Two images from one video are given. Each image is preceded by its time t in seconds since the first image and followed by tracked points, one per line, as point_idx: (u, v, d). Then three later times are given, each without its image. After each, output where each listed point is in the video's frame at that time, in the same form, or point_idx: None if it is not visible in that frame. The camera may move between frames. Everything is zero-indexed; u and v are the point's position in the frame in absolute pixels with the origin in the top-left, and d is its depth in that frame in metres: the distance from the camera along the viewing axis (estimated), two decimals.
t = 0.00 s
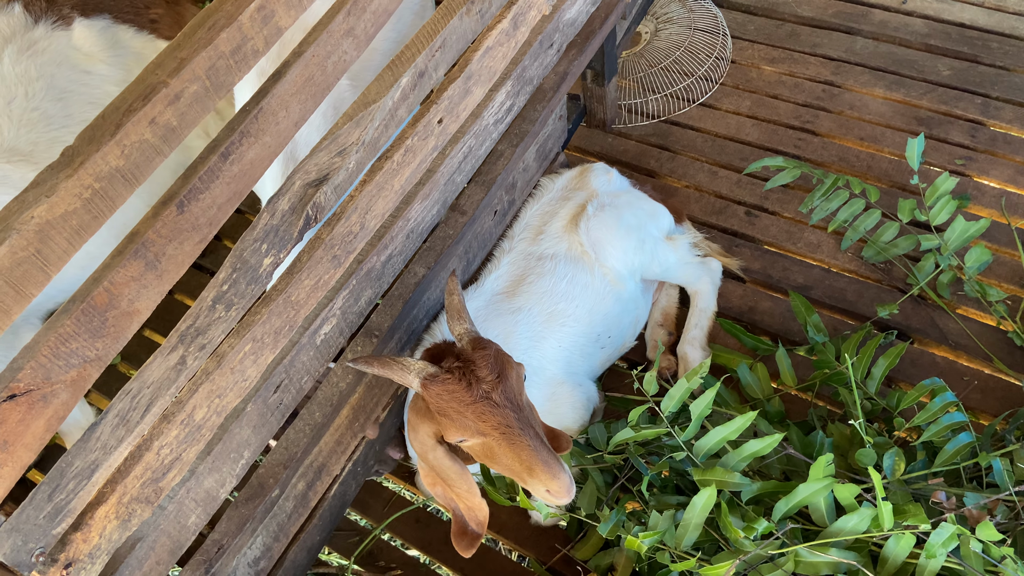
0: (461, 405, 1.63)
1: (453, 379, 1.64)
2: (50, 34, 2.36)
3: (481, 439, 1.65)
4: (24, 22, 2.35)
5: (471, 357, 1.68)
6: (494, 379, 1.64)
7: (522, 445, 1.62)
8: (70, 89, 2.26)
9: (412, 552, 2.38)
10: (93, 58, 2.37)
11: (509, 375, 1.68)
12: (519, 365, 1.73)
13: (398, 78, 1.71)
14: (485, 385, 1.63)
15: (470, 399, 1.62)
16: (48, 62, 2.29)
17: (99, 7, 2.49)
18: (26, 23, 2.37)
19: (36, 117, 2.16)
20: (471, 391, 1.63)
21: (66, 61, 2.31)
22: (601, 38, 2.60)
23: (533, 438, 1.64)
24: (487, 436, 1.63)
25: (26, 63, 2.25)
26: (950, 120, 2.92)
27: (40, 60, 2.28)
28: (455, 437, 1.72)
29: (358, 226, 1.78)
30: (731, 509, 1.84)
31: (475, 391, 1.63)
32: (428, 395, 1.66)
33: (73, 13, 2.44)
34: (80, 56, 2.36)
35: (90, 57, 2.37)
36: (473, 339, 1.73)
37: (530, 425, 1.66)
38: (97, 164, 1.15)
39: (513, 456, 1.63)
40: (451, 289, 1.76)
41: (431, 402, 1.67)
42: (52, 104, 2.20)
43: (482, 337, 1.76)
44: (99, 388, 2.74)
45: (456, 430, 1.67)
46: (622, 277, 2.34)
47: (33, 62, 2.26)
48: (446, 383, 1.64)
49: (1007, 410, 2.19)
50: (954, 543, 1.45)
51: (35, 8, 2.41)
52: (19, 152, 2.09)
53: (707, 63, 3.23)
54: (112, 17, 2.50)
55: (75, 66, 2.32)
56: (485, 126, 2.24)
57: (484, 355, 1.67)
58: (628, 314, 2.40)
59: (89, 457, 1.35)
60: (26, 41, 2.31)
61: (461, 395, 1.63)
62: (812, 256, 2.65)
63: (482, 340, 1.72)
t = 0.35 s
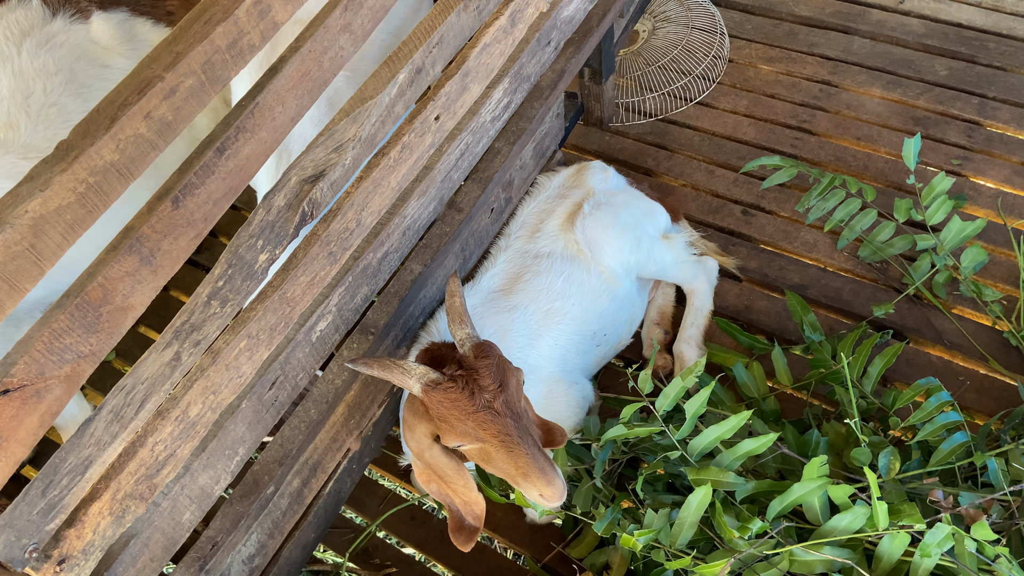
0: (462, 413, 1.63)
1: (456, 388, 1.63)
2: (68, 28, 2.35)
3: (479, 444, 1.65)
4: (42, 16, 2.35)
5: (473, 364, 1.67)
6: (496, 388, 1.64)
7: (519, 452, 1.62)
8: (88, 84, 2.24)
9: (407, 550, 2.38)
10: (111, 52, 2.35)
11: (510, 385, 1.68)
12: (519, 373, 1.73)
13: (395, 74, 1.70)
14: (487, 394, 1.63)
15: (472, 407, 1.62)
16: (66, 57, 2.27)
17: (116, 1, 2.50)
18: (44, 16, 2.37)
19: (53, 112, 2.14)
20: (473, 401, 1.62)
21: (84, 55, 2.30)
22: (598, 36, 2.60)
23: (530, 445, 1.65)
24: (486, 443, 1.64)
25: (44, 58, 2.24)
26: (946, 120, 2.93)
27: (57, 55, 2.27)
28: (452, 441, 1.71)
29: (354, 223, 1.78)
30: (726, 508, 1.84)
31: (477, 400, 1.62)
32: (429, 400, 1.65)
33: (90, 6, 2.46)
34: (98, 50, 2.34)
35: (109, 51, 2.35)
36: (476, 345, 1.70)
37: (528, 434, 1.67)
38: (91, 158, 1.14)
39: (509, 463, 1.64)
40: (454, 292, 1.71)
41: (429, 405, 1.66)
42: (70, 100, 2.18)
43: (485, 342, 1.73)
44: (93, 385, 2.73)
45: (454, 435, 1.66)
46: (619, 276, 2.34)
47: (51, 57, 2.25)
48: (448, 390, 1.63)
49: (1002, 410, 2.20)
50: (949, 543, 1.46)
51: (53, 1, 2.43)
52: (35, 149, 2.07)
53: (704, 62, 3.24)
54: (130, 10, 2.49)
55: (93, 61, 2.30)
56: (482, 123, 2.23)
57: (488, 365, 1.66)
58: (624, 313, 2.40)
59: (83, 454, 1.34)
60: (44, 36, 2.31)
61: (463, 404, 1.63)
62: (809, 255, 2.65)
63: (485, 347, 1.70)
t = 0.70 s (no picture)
0: (458, 411, 1.62)
1: (453, 386, 1.63)
2: (73, 32, 2.35)
3: (475, 443, 1.65)
4: (47, 19, 2.37)
5: (471, 363, 1.67)
6: (494, 387, 1.64)
7: (514, 451, 1.62)
8: (90, 88, 2.22)
9: (402, 547, 2.38)
10: (115, 55, 2.36)
11: (507, 385, 1.68)
12: (516, 372, 1.73)
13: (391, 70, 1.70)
14: (484, 393, 1.63)
15: (469, 406, 1.62)
16: (69, 60, 2.26)
17: (121, 4, 2.54)
18: (49, 20, 2.39)
19: (54, 117, 2.11)
20: (470, 399, 1.62)
21: (88, 58, 2.30)
22: (595, 33, 2.60)
23: (525, 444, 1.65)
24: (481, 442, 1.64)
25: (47, 61, 2.22)
26: (942, 119, 2.93)
27: (60, 58, 2.25)
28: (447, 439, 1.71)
29: (350, 219, 1.77)
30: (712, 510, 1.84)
31: (474, 398, 1.62)
32: (425, 398, 1.64)
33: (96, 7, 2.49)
34: (102, 55, 2.34)
35: (113, 56, 2.35)
36: (474, 343, 1.70)
37: (523, 433, 1.67)
38: (85, 153, 1.13)
39: (503, 462, 1.64)
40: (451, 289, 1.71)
41: (426, 404, 1.66)
42: (72, 104, 2.16)
43: (483, 341, 1.74)
44: (88, 381, 2.73)
45: (450, 434, 1.66)
46: (615, 274, 2.33)
47: (54, 60, 2.23)
48: (445, 389, 1.63)
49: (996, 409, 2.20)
50: (930, 532, 1.46)
51: (57, 4, 2.47)
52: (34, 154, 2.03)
53: (701, 60, 3.24)
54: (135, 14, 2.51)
55: (96, 65, 2.30)
56: (478, 120, 2.23)
57: (486, 364, 1.66)
58: (620, 311, 2.40)
59: (77, 450, 1.34)
60: (48, 39, 2.30)
61: (460, 403, 1.62)
62: (804, 253, 2.66)
63: (483, 346, 1.70)
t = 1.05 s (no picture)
0: (456, 409, 1.62)
1: (451, 384, 1.63)
2: (59, 25, 2.30)
3: (472, 440, 1.65)
4: (33, 11, 2.29)
5: (468, 360, 1.67)
6: (491, 385, 1.64)
7: (510, 449, 1.62)
8: (78, 82, 2.24)
9: (399, 544, 2.38)
10: (103, 48, 2.34)
11: (504, 383, 1.68)
12: (514, 370, 1.73)
13: (388, 67, 1.69)
14: (482, 390, 1.63)
15: (467, 404, 1.62)
16: (56, 54, 2.24)
17: None
18: (35, 13, 2.30)
19: (42, 110, 2.14)
20: (467, 397, 1.62)
21: (76, 52, 2.28)
22: (592, 30, 2.60)
23: (522, 442, 1.65)
24: (479, 439, 1.64)
25: (34, 55, 2.21)
26: (939, 117, 2.94)
27: (48, 52, 2.23)
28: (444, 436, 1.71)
29: (346, 217, 1.77)
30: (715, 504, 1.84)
31: (472, 396, 1.62)
32: (422, 396, 1.64)
33: None
34: (90, 47, 2.32)
35: (100, 48, 2.33)
36: (471, 341, 1.70)
37: (520, 431, 1.67)
38: (80, 150, 1.13)
39: (500, 459, 1.64)
40: (449, 287, 1.71)
41: (424, 401, 1.66)
42: (60, 98, 2.18)
43: (480, 338, 1.73)
44: (84, 379, 2.72)
45: (448, 430, 1.66)
46: (611, 271, 2.34)
47: (42, 55, 2.22)
48: (442, 386, 1.62)
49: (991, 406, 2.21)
50: (936, 540, 1.47)
51: None
52: (23, 147, 2.09)
53: (697, 57, 3.24)
54: (122, 6, 2.43)
55: (85, 58, 2.29)
56: (475, 117, 2.23)
57: (483, 362, 1.66)
58: (616, 308, 2.40)
59: (72, 447, 1.33)
60: (34, 33, 2.26)
61: (458, 401, 1.62)
62: (800, 251, 2.66)
63: (481, 344, 1.70)
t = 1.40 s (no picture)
0: (453, 405, 1.63)
1: (448, 381, 1.63)
2: (44, 29, 2.29)
3: (469, 437, 1.65)
4: (19, 14, 2.28)
5: (466, 357, 1.68)
6: (489, 381, 1.65)
7: (508, 446, 1.63)
8: (61, 86, 2.21)
9: (398, 541, 2.39)
10: (86, 53, 2.32)
11: (502, 379, 1.69)
12: (512, 367, 1.73)
13: (387, 64, 1.69)
14: (479, 387, 1.64)
15: (464, 400, 1.62)
16: (40, 57, 2.24)
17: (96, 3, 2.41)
18: (21, 15, 2.29)
19: (22, 112, 2.14)
20: (465, 394, 1.63)
21: (59, 56, 2.27)
22: (591, 27, 2.60)
23: (520, 439, 1.65)
24: (476, 436, 1.64)
25: (17, 57, 2.21)
26: (937, 114, 2.94)
27: (32, 54, 2.24)
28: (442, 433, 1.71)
29: (345, 214, 1.77)
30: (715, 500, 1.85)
31: (469, 393, 1.63)
32: (420, 392, 1.65)
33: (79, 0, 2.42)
34: (73, 52, 2.31)
35: (84, 53, 2.32)
36: (468, 338, 1.70)
37: (518, 427, 1.67)
38: (79, 146, 1.13)
39: (497, 456, 1.64)
40: (447, 284, 1.71)
41: (421, 398, 1.66)
42: (40, 100, 2.17)
43: (477, 335, 1.74)
44: (82, 376, 2.73)
45: (446, 427, 1.66)
46: (610, 268, 2.34)
47: (26, 57, 2.22)
48: (440, 383, 1.63)
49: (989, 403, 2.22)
50: (934, 536, 1.47)
51: None
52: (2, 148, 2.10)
53: (696, 55, 3.24)
54: (110, 12, 2.42)
55: (68, 62, 2.27)
56: (474, 115, 2.23)
57: (480, 358, 1.67)
58: (615, 306, 2.40)
59: (72, 444, 1.33)
60: (19, 36, 2.25)
61: (456, 397, 1.63)
62: (799, 248, 2.67)
63: (478, 341, 1.70)
